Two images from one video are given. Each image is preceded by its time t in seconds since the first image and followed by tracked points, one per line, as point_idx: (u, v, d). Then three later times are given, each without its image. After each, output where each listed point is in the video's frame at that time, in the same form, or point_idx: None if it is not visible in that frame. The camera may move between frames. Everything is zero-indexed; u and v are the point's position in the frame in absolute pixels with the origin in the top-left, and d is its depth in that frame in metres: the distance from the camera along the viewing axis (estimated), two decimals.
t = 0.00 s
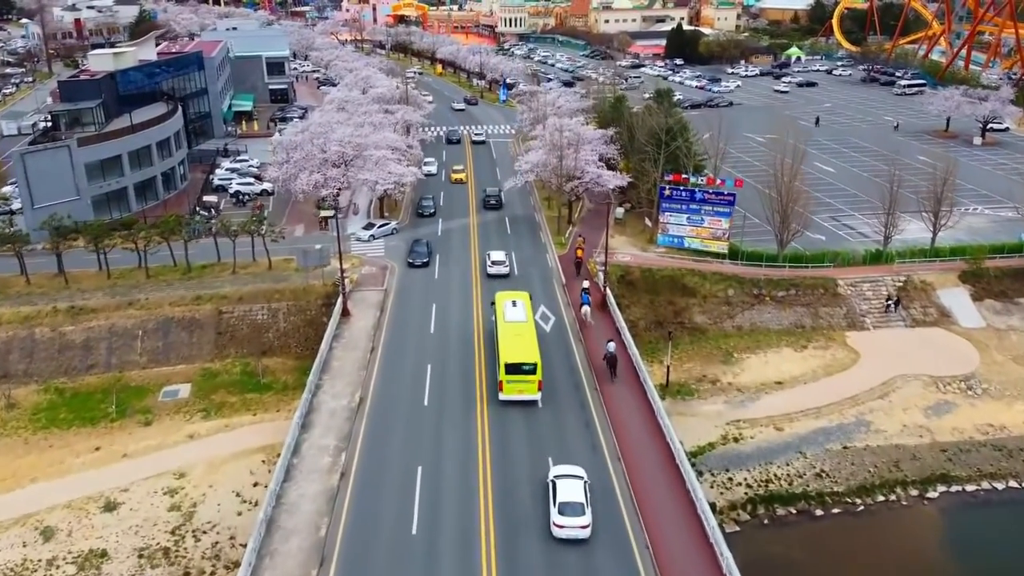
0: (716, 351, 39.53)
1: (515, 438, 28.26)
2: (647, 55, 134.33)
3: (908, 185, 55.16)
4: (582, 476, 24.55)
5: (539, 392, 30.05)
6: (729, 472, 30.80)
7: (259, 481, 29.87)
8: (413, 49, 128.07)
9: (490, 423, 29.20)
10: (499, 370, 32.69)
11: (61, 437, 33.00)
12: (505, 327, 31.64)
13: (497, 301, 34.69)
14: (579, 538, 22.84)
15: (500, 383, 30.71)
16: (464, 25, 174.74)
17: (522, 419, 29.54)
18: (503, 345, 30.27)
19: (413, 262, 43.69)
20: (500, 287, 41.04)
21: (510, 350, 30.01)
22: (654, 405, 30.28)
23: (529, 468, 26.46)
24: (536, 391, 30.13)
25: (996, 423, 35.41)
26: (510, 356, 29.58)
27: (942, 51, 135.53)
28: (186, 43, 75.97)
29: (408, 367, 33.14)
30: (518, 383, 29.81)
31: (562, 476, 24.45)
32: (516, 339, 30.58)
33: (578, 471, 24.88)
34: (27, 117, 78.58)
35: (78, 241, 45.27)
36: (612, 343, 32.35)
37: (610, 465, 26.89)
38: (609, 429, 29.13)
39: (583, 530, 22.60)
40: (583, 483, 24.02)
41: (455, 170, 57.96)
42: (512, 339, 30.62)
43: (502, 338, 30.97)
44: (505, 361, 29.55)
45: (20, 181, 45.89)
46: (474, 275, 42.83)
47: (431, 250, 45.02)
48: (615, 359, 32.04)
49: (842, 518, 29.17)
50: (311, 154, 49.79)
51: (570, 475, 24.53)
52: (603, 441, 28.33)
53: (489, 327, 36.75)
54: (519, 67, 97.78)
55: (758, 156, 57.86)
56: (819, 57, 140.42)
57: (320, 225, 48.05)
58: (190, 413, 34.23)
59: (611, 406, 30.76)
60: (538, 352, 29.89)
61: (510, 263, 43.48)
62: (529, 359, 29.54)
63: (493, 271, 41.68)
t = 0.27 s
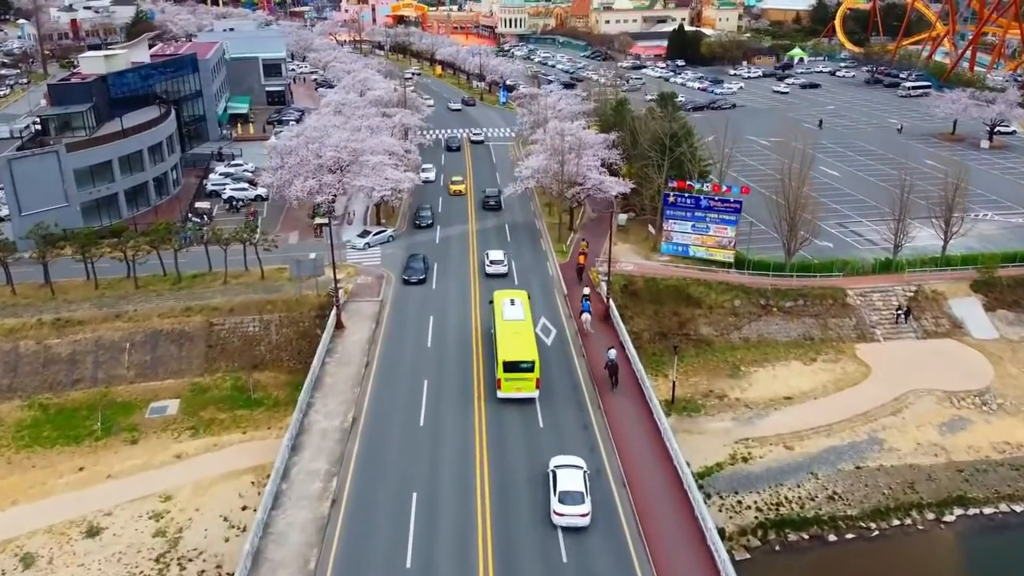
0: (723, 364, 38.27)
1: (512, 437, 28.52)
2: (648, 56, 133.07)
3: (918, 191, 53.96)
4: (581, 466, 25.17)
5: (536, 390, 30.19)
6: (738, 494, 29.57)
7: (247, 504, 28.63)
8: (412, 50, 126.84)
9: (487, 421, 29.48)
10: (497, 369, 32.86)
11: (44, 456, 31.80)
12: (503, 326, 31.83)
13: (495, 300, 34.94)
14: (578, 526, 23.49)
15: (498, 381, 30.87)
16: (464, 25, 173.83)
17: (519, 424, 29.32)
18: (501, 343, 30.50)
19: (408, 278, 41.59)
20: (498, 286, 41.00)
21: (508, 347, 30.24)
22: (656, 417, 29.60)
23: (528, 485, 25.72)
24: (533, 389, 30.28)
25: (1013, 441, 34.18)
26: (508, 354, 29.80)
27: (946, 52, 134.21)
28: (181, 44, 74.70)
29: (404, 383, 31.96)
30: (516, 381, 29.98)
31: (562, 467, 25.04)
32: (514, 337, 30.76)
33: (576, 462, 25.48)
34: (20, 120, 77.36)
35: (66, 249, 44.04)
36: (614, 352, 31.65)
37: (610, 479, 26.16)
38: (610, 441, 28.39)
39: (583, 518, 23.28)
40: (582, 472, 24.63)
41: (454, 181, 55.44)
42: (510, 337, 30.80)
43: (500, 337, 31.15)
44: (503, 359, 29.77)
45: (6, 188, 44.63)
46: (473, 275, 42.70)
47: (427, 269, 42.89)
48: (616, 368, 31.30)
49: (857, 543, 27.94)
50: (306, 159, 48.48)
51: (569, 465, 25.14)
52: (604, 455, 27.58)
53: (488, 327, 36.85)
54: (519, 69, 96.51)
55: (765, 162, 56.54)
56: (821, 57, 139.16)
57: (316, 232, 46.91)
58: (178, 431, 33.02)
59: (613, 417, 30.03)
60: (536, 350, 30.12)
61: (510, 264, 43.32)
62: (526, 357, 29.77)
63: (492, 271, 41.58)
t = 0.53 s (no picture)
0: (730, 379, 37.03)
1: (510, 435, 28.71)
2: (649, 57, 131.84)
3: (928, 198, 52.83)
4: (580, 456, 25.78)
5: (533, 389, 30.49)
6: (748, 519, 28.34)
7: (236, 530, 27.39)
8: (412, 50, 125.62)
9: (484, 418, 29.77)
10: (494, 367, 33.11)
11: (26, 476, 30.59)
12: (501, 324, 32.04)
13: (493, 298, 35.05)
14: (578, 515, 24.12)
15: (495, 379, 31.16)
16: (464, 25, 174.17)
17: (518, 432, 28.84)
18: (499, 341, 30.77)
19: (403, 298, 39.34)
20: (496, 285, 40.99)
21: (506, 345, 30.54)
22: (658, 428, 28.98)
23: (528, 503, 24.96)
24: (530, 387, 30.58)
25: None
26: (506, 353, 30.10)
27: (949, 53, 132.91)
28: (175, 46, 73.42)
29: (399, 400, 30.78)
30: (514, 379, 30.26)
31: (561, 457, 25.66)
32: (512, 335, 31.02)
33: (575, 452, 26.09)
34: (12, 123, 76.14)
35: (53, 259, 42.84)
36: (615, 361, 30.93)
37: (611, 492, 25.54)
38: (612, 454, 27.70)
39: (582, 507, 23.92)
40: (581, 462, 25.28)
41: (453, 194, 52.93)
42: (507, 335, 31.06)
43: (497, 335, 31.39)
44: (502, 357, 30.07)
45: None
46: (471, 275, 42.62)
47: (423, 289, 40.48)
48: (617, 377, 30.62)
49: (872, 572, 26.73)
50: (300, 165, 47.19)
51: (568, 455, 25.78)
52: (605, 468, 26.86)
53: (485, 323, 37.00)
54: (519, 70, 95.34)
55: (773, 168, 55.34)
56: (824, 58, 137.88)
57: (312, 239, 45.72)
58: (165, 450, 31.85)
59: (615, 429, 29.31)
60: (534, 348, 30.45)
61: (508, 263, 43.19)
62: (524, 355, 30.12)
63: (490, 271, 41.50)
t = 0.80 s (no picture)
0: (738, 395, 35.76)
1: (507, 437, 28.84)
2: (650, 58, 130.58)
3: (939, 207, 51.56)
4: (579, 448, 26.43)
5: (531, 388, 30.69)
6: (760, 547, 26.97)
7: (222, 558, 26.07)
8: (411, 51, 124.41)
9: (482, 418, 29.98)
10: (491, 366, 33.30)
11: (5, 500, 29.34)
12: (499, 324, 32.23)
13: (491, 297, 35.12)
14: (577, 504, 24.85)
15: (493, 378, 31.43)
16: (463, 26, 173.40)
17: (516, 433, 29.04)
18: (497, 341, 31.00)
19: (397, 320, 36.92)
20: (495, 284, 40.88)
21: (504, 345, 30.81)
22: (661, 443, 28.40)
23: (528, 526, 24.17)
24: (528, 387, 30.78)
25: None
26: (505, 352, 30.40)
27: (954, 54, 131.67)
28: (169, 48, 72.15)
29: (393, 418, 29.66)
30: (513, 379, 30.54)
31: (560, 448, 26.32)
32: (510, 335, 31.27)
33: (573, 444, 26.74)
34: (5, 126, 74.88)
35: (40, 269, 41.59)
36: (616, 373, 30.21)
37: (614, 512, 24.87)
38: (614, 471, 27.00)
39: (582, 496, 24.60)
40: (579, 453, 25.95)
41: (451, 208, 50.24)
42: (505, 335, 31.28)
43: (494, 334, 31.58)
44: (500, 357, 30.35)
45: None
46: (470, 275, 42.55)
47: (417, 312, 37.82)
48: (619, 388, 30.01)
49: None
50: (294, 172, 45.92)
51: (567, 446, 26.46)
52: (608, 487, 26.16)
53: (483, 322, 37.18)
54: (519, 72, 94.11)
55: (780, 174, 54.13)
56: (827, 60, 136.60)
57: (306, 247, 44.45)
58: (151, 471, 30.60)
59: (618, 444, 28.60)
60: (532, 347, 30.79)
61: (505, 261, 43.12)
62: (522, 355, 30.46)
63: (489, 270, 41.41)
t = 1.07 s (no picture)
0: (746, 412, 34.50)
1: (504, 437, 28.84)
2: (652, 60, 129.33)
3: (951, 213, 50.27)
4: (576, 440, 27.02)
5: (530, 387, 30.79)
6: None
7: None
8: (410, 53, 123.14)
9: (479, 417, 30.04)
10: (489, 366, 33.32)
11: None
12: (497, 324, 32.22)
13: (489, 298, 35.10)
14: (576, 495, 25.45)
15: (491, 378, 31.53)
16: (463, 27, 172.46)
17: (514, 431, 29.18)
18: (495, 341, 31.05)
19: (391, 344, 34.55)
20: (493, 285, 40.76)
21: (501, 344, 30.87)
22: (663, 453, 27.78)
23: (528, 547, 23.34)
24: (526, 386, 30.89)
25: None
26: (503, 352, 30.47)
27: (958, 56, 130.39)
28: (163, 50, 70.88)
29: (387, 437, 28.50)
30: (511, 378, 30.68)
31: (557, 441, 26.91)
32: (508, 334, 31.29)
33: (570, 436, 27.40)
34: None
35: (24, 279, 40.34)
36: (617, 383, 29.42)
37: (615, 528, 24.18)
38: (615, 485, 26.24)
39: (581, 488, 25.27)
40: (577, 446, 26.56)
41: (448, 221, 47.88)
42: (502, 334, 31.31)
43: (492, 334, 31.62)
44: (498, 356, 30.46)
45: None
46: (468, 274, 42.52)
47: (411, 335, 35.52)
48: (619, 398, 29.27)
49: None
50: (288, 178, 44.64)
51: (564, 439, 27.07)
52: (609, 504, 25.31)
53: (481, 322, 37.21)
54: (519, 74, 92.90)
55: (790, 180, 52.78)
56: (830, 61, 135.39)
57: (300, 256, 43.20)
58: (135, 495, 29.36)
59: (619, 456, 27.81)
60: (530, 346, 30.88)
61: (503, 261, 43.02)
62: (520, 354, 30.57)
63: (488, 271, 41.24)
